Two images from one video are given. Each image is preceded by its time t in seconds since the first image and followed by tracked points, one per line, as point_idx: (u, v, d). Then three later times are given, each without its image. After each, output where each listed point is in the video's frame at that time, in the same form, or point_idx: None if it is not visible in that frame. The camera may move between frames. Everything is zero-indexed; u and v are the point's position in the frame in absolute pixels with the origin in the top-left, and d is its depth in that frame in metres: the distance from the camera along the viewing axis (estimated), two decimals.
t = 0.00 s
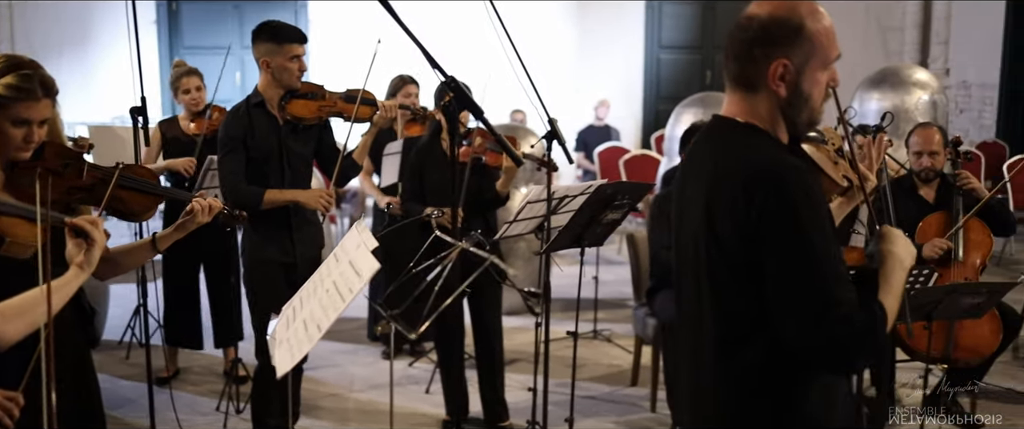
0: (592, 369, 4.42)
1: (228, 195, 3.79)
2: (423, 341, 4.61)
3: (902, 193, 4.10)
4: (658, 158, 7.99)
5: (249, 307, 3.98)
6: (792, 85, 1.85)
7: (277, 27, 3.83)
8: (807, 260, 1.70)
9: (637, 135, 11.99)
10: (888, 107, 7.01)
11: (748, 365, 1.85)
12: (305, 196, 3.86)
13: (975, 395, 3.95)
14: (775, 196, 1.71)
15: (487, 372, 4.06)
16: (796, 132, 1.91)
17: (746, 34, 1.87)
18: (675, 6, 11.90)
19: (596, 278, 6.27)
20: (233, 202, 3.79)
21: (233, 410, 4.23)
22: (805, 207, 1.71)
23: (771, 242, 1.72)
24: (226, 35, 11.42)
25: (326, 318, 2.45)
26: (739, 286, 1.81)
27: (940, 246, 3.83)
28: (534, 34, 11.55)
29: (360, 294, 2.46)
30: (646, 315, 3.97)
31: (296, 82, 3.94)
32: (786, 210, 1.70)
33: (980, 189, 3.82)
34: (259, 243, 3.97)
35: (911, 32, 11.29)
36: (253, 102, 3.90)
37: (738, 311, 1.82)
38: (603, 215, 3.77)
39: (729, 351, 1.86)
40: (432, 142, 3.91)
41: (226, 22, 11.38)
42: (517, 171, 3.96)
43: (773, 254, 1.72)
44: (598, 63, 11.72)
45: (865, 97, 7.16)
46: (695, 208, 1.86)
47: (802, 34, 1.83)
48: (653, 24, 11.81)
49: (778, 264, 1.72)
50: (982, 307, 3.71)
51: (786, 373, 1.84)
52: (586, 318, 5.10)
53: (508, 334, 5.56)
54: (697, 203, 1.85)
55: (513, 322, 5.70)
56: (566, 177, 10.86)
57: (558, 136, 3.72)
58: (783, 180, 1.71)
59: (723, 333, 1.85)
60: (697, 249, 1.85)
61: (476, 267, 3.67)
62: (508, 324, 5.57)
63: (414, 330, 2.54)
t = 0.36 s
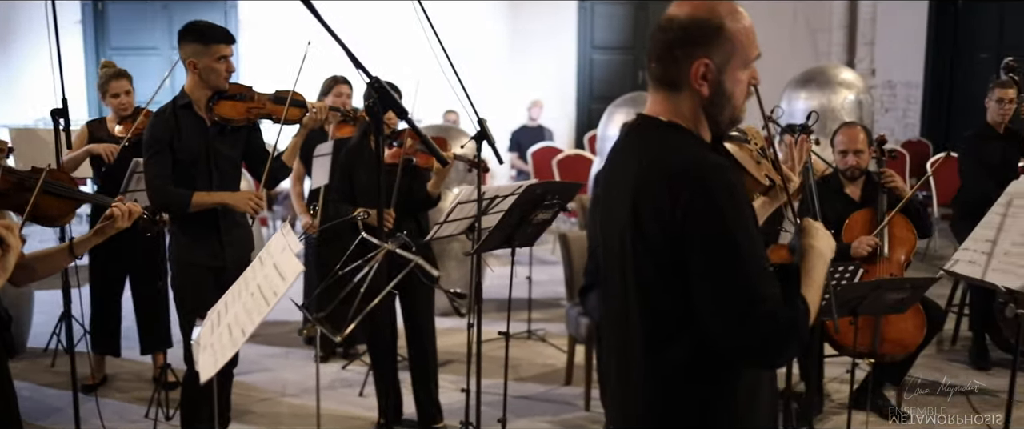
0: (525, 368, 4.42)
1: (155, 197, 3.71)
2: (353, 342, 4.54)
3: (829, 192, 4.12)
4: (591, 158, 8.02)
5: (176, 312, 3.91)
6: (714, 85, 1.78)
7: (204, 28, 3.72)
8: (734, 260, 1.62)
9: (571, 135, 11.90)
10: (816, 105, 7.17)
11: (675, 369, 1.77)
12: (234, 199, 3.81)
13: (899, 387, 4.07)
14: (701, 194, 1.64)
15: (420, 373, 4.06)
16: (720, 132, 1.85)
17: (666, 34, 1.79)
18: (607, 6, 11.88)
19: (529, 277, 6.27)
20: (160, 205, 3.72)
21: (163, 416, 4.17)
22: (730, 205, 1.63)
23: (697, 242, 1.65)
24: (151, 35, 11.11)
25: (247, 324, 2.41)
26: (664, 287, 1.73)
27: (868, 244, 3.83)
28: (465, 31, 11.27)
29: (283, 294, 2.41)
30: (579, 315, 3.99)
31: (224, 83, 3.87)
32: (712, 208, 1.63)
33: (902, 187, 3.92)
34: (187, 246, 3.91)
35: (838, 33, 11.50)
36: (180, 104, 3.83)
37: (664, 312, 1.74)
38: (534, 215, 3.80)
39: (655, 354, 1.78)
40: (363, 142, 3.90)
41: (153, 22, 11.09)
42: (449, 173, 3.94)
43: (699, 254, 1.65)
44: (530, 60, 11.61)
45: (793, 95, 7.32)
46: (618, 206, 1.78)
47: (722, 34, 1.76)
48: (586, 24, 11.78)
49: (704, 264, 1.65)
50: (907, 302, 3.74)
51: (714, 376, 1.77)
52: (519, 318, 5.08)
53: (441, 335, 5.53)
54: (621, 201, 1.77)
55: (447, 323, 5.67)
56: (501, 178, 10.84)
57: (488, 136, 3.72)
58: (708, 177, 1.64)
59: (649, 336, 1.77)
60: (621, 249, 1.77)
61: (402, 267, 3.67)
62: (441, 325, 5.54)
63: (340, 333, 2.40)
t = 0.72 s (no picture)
0: (463, 369, 4.41)
1: (82, 201, 3.64)
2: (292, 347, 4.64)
3: (761, 192, 4.12)
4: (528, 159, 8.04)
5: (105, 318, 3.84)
6: (641, 83, 1.77)
7: (132, 27, 3.62)
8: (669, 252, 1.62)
9: (507, 136, 11.89)
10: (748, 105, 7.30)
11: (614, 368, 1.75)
12: (164, 201, 3.74)
13: (831, 381, 4.08)
14: (633, 188, 1.64)
15: (356, 375, 4.03)
16: (648, 128, 1.84)
17: (589, 36, 1.77)
18: (543, 6, 11.92)
19: (466, 277, 6.24)
20: (87, 208, 3.66)
21: (93, 424, 4.09)
22: (662, 198, 1.64)
23: (632, 236, 1.64)
24: (82, 34, 10.85)
25: (175, 327, 2.38)
26: (599, 285, 1.71)
27: (800, 241, 3.84)
28: (397, 32, 11.15)
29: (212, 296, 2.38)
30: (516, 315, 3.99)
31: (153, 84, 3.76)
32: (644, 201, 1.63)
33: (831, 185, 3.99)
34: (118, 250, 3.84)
35: (769, 33, 11.39)
36: (108, 104, 3.73)
37: (599, 310, 1.72)
38: (468, 215, 3.79)
39: (592, 354, 1.75)
40: (295, 144, 3.90)
41: (83, 22, 10.84)
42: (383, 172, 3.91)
43: (633, 248, 1.64)
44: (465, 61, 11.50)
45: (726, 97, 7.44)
46: (549, 207, 1.76)
47: (644, 32, 1.74)
48: (523, 24, 11.78)
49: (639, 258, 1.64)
50: (838, 298, 3.76)
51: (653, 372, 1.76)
52: (456, 318, 5.06)
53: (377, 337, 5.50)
54: (551, 202, 1.75)
55: (383, 325, 5.64)
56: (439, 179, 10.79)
57: (421, 137, 3.71)
58: (638, 171, 1.65)
59: (585, 336, 1.75)
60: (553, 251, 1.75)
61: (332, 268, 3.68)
62: (379, 327, 5.49)
63: (272, 333, 2.36)
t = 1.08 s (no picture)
0: (407, 370, 4.40)
1: (16, 205, 3.52)
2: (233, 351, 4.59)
3: (701, 192, 4.11)
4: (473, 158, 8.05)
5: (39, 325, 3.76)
6: (569, 70, 1.71)
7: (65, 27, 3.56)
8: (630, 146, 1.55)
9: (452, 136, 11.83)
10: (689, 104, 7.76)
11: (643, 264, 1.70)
12: (102, 204, 3.65)
13: (772, 377, 4.10)
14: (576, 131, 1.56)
15: (298, 378, 4.00)
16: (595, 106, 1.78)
17: (500, 40, 1.71)
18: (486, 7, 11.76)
19: (409, 279, 6.21)
20: (20, 213, 3.53)
21: None
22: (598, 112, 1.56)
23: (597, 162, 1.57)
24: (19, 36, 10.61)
25: (108, 332, 2.29)
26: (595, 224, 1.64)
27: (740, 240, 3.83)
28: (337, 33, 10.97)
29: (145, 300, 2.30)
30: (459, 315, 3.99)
31: (87, 85, 3.69)
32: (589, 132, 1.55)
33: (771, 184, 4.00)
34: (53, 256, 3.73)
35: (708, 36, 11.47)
36: (40, 106, 3.61)
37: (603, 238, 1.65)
38: (408, 216, 3.77)
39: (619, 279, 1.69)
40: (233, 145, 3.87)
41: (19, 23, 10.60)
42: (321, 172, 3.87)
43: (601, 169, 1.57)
44: (410, 66, 11.48)
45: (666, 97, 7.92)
46: (504, 188, 1.68)
47: (553, 20, 1.68)
48: (466, 27, 11.69)
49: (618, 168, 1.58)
50: (777, 295, 3.78)
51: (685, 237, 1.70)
52: (400, 319, 5.03)
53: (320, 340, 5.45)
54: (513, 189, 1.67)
55: (326, 327, 5.60)
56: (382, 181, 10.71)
57: (360, 138, 3.69)
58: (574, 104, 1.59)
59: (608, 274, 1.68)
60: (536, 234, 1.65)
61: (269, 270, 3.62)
62: (322, 330, 5.45)
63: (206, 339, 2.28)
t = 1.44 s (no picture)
0: (355, 373, 4.39)
1: None
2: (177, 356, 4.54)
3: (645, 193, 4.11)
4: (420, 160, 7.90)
5: None
6: (532, 88, 1.81)
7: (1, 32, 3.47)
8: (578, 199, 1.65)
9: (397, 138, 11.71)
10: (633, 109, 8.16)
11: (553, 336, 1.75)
12: (37, 208, 3.57)
13: (717, 377, 4.14)
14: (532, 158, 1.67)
15: (244, 384, 3.96)
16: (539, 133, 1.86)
17: (481, 42, 1.80)
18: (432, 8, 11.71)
19: (355, 282, 6.17)
20: None
21: None
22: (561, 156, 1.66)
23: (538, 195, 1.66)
24: None
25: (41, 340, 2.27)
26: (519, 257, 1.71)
27: (685, 240, 3.87)
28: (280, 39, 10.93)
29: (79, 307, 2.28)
30: (405, 318, 4.00)
31: (24, 90, 3.59)
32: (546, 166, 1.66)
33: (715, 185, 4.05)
34: None
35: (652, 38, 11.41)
36: None
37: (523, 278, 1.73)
38: (352, 219, 3.77)
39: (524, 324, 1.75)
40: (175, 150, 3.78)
41: None
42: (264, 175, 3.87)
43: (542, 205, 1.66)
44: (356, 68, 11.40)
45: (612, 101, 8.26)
46: (443, 202, 1.76)
47: (530, 37, 1.79)
48: (412, 29, 11.62)
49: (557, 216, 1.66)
50: (721, 295, 3.82)
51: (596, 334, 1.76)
52: (348, 323, 5.00)
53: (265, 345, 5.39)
54: (452, 192, 1.74)
55: (271, 332, 5.54)
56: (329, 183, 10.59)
57: (303, 141, 3.68)
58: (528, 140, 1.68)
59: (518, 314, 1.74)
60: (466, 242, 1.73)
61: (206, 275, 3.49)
62: (268, 334, 5.40)
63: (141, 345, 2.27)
